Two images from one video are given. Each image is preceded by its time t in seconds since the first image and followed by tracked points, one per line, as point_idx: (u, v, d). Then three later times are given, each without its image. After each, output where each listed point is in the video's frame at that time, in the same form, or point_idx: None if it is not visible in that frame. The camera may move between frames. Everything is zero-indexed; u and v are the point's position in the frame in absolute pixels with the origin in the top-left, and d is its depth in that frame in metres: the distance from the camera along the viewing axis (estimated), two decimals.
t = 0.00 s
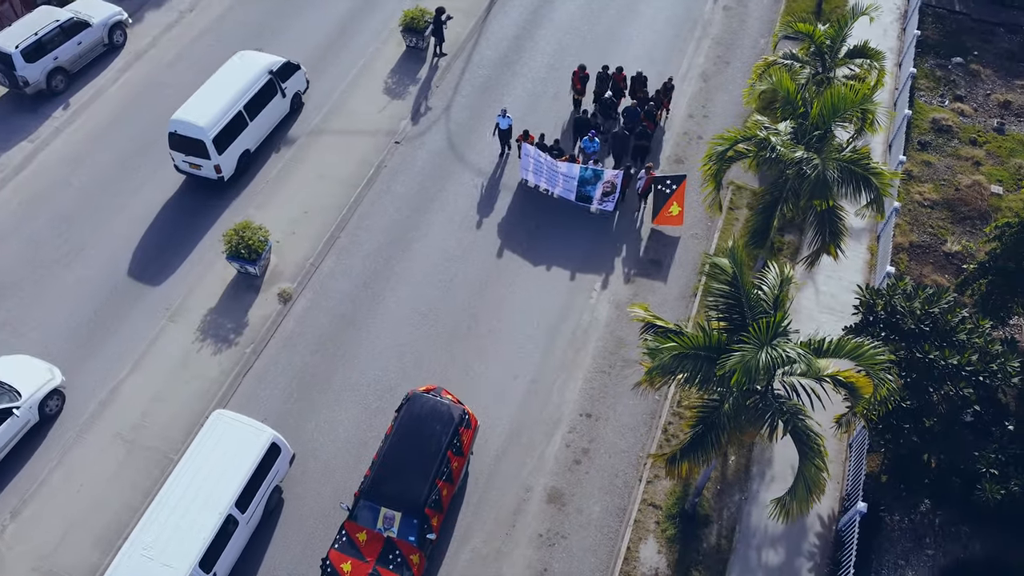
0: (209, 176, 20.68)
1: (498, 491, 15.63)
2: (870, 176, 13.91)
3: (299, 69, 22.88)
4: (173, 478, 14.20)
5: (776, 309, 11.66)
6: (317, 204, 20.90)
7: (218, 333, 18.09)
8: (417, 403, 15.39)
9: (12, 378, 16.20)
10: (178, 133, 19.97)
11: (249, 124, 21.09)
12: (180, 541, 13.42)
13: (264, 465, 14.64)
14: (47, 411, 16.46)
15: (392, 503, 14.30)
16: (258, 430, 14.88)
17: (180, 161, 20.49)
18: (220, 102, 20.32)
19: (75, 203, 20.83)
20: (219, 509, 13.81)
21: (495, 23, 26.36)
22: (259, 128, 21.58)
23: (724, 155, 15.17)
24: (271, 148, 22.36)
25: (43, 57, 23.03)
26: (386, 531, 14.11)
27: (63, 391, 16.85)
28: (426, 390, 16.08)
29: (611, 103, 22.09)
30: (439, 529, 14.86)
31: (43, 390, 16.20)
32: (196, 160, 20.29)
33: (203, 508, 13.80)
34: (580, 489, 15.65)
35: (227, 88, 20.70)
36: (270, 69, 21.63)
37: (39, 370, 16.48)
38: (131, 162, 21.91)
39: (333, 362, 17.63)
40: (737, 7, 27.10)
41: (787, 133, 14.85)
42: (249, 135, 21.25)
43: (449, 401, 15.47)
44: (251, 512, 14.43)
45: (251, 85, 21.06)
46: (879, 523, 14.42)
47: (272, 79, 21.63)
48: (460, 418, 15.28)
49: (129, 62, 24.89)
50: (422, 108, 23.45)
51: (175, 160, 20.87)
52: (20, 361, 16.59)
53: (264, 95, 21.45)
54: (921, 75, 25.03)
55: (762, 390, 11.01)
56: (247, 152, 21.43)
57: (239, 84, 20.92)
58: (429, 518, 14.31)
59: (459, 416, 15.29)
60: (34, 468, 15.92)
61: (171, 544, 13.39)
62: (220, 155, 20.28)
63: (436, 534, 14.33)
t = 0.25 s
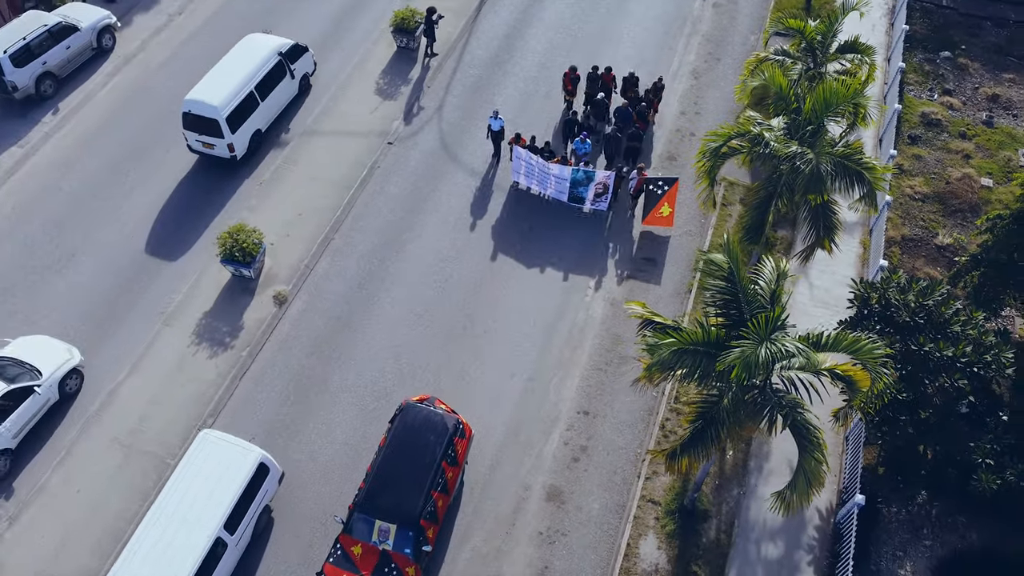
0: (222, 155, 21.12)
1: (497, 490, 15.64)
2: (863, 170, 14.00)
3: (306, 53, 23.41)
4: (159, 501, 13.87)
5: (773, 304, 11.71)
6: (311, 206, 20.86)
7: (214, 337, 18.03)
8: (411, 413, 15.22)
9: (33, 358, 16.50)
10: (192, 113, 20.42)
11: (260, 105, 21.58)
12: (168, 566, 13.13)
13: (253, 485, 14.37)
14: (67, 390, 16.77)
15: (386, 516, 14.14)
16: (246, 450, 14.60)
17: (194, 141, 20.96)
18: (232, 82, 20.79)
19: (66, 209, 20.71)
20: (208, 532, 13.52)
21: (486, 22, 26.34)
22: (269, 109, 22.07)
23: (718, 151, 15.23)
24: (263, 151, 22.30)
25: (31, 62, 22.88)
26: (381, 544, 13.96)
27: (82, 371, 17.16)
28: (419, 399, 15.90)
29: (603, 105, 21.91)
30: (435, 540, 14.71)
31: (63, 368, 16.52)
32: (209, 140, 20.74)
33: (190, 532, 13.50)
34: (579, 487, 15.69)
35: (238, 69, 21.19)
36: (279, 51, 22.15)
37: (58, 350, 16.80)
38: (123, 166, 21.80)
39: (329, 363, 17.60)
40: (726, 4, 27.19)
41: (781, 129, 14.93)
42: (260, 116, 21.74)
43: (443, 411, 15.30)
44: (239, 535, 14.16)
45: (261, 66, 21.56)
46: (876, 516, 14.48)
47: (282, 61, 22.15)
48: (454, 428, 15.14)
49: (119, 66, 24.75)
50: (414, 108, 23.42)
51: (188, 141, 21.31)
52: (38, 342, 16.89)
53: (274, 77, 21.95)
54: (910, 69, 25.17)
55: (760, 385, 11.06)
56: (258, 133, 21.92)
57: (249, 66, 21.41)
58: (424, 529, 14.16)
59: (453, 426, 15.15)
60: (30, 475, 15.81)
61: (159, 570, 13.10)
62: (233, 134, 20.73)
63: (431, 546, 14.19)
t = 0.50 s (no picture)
0: (234, 134, 21.62)
1: (496, 489, 15.65)
2: (855, 165, 14.07)
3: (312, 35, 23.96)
4: (147, 525, 13.62)
5: (771, 298, 11.75)
6: (304, 208, 20.80)
7: (209, 341, 17.97)
8: (404, 424, 15.14)
9: (51, 338, 16.88)
10: (204, 92, 20.93)
11: (270, 86, 22.12)
12: None
13: (243, 506, 14.15)
14: (84, 370, 17.15)
15: (381, 529, 13.98)
16: (235, 471, 14.38)
17: (205, 121, 21.46)
18: (243, 63, 21.29)
19: (58, 214, 20.58)
20: (197, 556, 13.28)
21: (476, 22, 26.34)
22: (278, 90, 22.60)
23: (712, 148, 15.28)
24: (256, 153, 22.23)
25: (20, 67, 22.72)
26: (377, 557, 13.82)
27: (98, 352, 17.54)
28: (412, 411, 15.82)
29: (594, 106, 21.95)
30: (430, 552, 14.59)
31: (81, 348, 16.92)
32: (221, 119, 21.26)
33: (179, 556, 13.25)
34: (578, 484, 15.71)
35: (248, 51, 21.70)
36: (287, 33, 22.67)
37: (75, 331, 17.21)
38: (114, 170, 21.68)
39: (325, 365, 17.57)
40: (715, 2, 27.27)
41: (774, 124, 15.01)
42: (269, 96, 22.28)
43: (437, 422, 15.23)
44: (229, 558, 13.92)
45: (270, 47, 22.09)
46: (874, 508, 14.55)
47: (289, 42, 22.69)
48: (448, 439, 15.06)
49: (108, 70, 24.61)
50: (405, 109, 23.39)
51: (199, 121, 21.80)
52: (56, 324, 17.28)
53: (282, 58, 22.49)
54: (898, 64, 25.31)
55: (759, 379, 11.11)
56: (267, 112, 22.46)
57: (258, 47, 21.93)
58: (420, 542, 14.02)
59: (447, 436, 15.07)
60: (27, 482, 15.71)
61: None
62: (244, 113, 21.26)
63: (427, 558, 14.08)
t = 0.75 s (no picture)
0: (244, 114, 22.09)
1: (495, 488, 15.66)
2: (848, 159, 14.19)
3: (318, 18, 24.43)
4: (134, 551, 13.30)
5: (768, 293, 11.83)
6: (297, 210, 20.75)
7: (204, 344, 17.90)
8: (399, 434, 14.95)
9: (67, 318, 17.14)
10: (215, 73, 21.37)
11: (278, 66, 22.57)
12: None
13: (231, 529, 13.84)
14: (100, 348, 17.44)
15: (377, 542, 13.79)
16: (223, 493, 14.03)
17: (216, 101, 21.91)
18: (252, 43, 21.76)
19: (49, 219, 20.46)
20: None
21: (466, 21, 26.32)
22: (286, 71, 23.07)
23: (705, 144, 15.34)
24: (247, 155, 22.16)
25: (8, 72, 22.57)
26: (372, 571, 13.64)
27: (113, 331, 17.83)
28: (406, 421, 15.61)
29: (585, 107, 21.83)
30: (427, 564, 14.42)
31: (97, 327, 17.19)
32: (232, 99, 21.72)
33: None
34: (577, 482, 15.74)
35: (257, 32, 22.14)
36: (294, 15, 23.12)
37: (90, 310, 17.46)
38: (105, 174, 21.57)
39: (321, 367, 17.53)
40: None
41: (767, 120, 15.12)
42: (278, 77, 22.74)
43: (431, 432, 15.05)
44: None
45: (278, 29, 22.53)
46: (871, 500, 14.65)
47: (296, 24, 23.16)
48: (443, 449, 14.89)
49: (97, 74, 24.47)
50: (397, 109, 23.36)
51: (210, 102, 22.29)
52: (71, 303, 17.53)
53: (290, 39, 22.94)
54: (887, 58, 25.44)
55: (757, 374, 11.19)
56: (276, 92, 22.96)
57: (267, 28, 22.36)
58: (416, 554, 13.85)
59: (442, 446, 14.90)
60: (22, 489, 15.61)
61: None
62: (254, 93, 21.74)
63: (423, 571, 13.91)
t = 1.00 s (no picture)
0: (253, 94, 22.78)
1: (493, 488, 15.67)
2: (841, 154, 14.29)
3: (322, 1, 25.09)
4: None
5: (764, 288, 11.89)
6: (290, 212, 20.70)
7: (199, 348, 17.83)
8: (393, 445, 14.89)
9: (81, 297, 17.49)
10: (224, 54, 22.08)
11: (285, 48, 23.23)
12: None
13: (221, 552, 13.72)
14: (114, 327, 17.81)
15: (373, 556, 13.72)
16: (212, 517, 13.90)
17: (226, 82, 22.61)
18: (259, 25, 22.44)
19: (40, 226, 20.32)
20: None
21: (456, 21, 26.30)
22: (293, 52, 23.73)
23: (699, 141, 15.38)
24: (239, 158, 22.07)
25: None
26: None
27: (126, 310, 18.19)
28: (400, 432, 15.54)
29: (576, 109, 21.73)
30: None
31: (110, 307, 17.53)
32: (241, 79, 22.41)
33: None
34: (575, 480, 15.76)
35: (263, 14, 22.81)
36: None
37: (104, 290, 17.80)
38: (96, 179, 21.45)
39: (317, 369, 17.50)
40: None
41: (760, 116, 15.20)
42: (285, 58, 23.40)
43: (426, 443, 14.99)
44: None
45: (283, 10, 23.17)
46: (868, 492, 14.76)
47: (301, 7, 23.80)
48: (438, 459, 14.82)
49: (85, 79, 24.32)
50: (389, 110, 23.34)
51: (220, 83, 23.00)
52: (85, 283, 17.88)
53: (295, 21, 23.60)
54: (875, 54, 25.57)
55: (755, 368, 11.25)
56: (284, 74, 23.62)
57: (272, 10, 23.03)
58: (413, 567, 13.81)
59: (437, 457, 14.84)
60: (18, 497, 15.52)
61: None
62: (262, 73, 22.41)
63: None
